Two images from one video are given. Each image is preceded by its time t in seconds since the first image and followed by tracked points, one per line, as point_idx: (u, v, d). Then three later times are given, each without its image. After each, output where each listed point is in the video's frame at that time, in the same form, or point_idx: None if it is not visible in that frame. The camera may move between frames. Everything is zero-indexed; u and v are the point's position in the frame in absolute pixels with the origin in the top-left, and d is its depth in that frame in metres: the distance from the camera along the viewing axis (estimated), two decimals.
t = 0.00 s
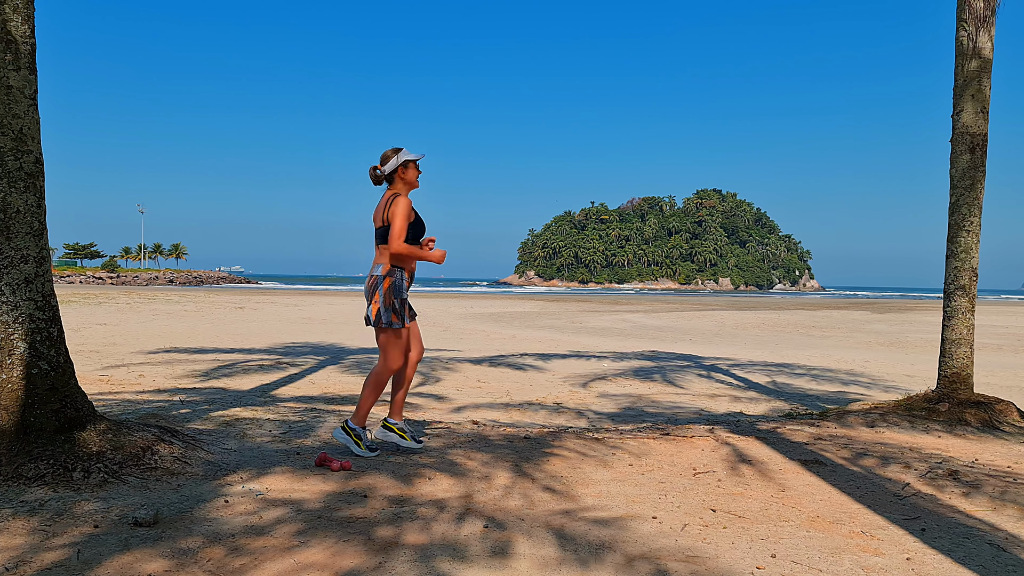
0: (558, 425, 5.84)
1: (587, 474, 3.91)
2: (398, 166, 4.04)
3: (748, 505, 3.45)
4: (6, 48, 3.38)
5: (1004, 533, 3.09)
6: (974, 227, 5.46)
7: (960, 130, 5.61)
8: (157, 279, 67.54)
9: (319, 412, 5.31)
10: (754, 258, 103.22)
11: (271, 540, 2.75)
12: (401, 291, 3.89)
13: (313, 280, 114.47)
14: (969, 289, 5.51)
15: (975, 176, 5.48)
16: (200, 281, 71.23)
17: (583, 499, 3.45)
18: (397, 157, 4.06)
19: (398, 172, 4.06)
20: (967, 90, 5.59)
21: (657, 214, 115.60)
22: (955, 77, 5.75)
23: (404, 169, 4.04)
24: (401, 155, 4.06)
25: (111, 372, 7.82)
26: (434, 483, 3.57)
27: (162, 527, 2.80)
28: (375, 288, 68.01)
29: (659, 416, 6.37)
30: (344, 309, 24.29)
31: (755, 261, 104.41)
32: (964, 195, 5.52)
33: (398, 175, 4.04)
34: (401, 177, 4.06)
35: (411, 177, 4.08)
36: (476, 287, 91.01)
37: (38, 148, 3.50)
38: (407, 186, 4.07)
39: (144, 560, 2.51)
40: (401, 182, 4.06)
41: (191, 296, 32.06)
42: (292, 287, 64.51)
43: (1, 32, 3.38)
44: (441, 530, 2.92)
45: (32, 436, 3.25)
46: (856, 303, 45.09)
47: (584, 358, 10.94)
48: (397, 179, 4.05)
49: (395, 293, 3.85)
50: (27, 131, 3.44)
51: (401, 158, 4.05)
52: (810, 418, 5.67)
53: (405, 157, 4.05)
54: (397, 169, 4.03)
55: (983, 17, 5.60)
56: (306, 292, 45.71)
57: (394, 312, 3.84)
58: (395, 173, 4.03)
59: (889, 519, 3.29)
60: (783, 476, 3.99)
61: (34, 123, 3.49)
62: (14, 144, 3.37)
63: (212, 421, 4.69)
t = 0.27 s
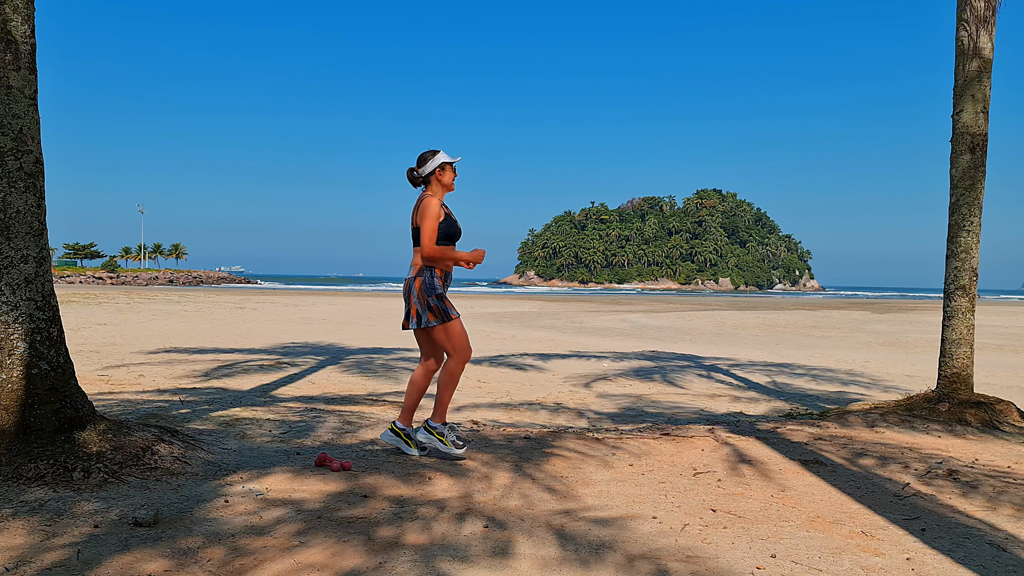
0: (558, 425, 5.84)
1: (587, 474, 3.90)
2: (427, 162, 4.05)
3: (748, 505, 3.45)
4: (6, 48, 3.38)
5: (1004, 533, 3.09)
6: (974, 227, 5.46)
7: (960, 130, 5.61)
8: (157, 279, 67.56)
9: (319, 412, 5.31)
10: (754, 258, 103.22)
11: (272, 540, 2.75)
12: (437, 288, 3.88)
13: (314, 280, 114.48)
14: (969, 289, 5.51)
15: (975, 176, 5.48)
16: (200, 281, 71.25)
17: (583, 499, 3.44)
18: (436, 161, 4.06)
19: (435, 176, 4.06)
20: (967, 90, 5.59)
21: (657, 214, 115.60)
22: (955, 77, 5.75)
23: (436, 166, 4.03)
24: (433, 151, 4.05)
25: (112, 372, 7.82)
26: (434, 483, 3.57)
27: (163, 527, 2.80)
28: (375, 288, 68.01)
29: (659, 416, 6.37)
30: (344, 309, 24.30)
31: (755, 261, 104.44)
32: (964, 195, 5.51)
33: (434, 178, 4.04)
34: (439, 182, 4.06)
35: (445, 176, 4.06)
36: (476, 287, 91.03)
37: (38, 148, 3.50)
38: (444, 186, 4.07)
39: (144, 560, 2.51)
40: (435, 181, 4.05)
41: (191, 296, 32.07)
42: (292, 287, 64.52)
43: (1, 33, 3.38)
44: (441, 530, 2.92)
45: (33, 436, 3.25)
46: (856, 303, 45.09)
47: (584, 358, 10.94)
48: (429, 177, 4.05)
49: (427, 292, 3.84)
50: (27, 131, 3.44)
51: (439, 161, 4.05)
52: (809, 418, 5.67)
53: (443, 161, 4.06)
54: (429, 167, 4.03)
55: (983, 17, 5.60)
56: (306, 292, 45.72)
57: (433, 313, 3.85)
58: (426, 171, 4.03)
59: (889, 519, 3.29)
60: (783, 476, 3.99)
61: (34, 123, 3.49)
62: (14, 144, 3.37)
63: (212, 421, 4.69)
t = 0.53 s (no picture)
0: (558, 425, 5.84)
1: (587, 474, 3.90)
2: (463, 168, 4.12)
3: (748, 505, 3.45)
4: (6, 48, 3.38)
5: (1004, 533, 3.09)
6: (974, 227, 5.46)
7: (960, 131, 5.61)
8: (157, 279, 67.56)
9: (319, 412, 5.31)
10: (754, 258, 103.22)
11: (271, 540, 2.75)
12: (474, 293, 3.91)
13: (314, 280, 114.46)
14: (969, 289, 5.51)
15: (975, 176, 5.48)
16: (200, 281, 71.26)
17: (583, 499, 3.44)
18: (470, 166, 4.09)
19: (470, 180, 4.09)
20: (967, 90, 5.59)
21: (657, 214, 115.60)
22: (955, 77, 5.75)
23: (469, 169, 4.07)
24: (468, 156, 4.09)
25: (112, 372, 7.82)
26: (434, 483, 3.57)
27: (162, 527, 2.80)
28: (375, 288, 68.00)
29: (659, 416, 6.36)
30: (344, 308, 24.29)
31: (756, 261, 104.45)
32: (964, 195, 5.51)
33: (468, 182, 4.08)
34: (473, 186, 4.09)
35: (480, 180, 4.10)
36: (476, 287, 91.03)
37: (38, 148, 3.50)
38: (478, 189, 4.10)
39: (144, 560, 2.50)
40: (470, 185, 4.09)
41: (191, 296, 32.07)
42: (292, 287, 64.52)
43: (2, 33, 3.38)
44: (441, 530, 2.92)
45: (33, 437, 3.25)
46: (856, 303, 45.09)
47: (584, 358, 10.94)
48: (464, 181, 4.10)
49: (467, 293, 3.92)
50: (27, 131, 3.44)
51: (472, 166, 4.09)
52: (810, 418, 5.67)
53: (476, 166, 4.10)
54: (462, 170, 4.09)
55: (984, 16, 5.60)
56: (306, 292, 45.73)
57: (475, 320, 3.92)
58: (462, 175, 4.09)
59: (889, 519, 3.29)
60: (783, 476, 3.99)
61: (34, 123, 3.49)
62: (14, 144, 3.37)
63: (212, 420, 4.69)
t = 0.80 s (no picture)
0: (558, 425, 5.84)
1: (587, 474, 3.91)
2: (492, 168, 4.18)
3: (748, 505, 3.45)
4: (6, 48, 3.38)
5: (1004, 533, 3.09)
6: (974, 227, 5.46)
7: (960, 131, 5.62)
8: (157, 279, 67.56)
9: (319, 412, 5.32)
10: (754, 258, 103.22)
11: (271, 540, 2.75)
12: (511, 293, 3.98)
13: (314, 280, 114.46)
14: (969, 289, 5.52)
15: (975, 176, 5.48)
16: (200, 281, 71.26)
17: (583, 499, 3.44)
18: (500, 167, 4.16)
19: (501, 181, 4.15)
20: (967, 90, 5.60)
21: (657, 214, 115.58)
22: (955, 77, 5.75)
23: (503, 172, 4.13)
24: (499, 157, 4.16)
25: (112, 372, 7.82)
26: (433, 483, 3.57)
27: (162, 527, 2.80)
28: (375, 288, 68.01)
29: (659, 416, 6.36)
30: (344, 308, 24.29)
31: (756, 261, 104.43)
32: (964, 195, 5.52)
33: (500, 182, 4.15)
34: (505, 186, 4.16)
35: (513, 181, 4.16)
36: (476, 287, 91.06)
37: (38, 148, 3.50)
38: (510, 190, 4.17)
39: (143, 560, 2.51)
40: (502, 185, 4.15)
41: (191, 296, 32.07)
42: (292, 287, 64.52)
43: (2, 33, 3.38)
44: (441, 530, 2.92)
45: (33, 437, 3.25)
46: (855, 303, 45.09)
47: (584, 358, 10.94)
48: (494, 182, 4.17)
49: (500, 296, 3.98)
50: (27, 131, 3.44)
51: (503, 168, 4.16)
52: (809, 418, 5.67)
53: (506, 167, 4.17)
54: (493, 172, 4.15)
55: (984, 16, 5.61)
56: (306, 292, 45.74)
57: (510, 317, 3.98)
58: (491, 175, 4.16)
59: (889, 519, 3.29)
60: (783, 476, 3.99)
61: (34, 123, 3.49)
62: (14, 144, 3.37)
63: (212, 421, 4.69)
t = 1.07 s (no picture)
0: (558, 425, 5.84)
1: (587, 474, 3.90)
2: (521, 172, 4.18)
3: (748, 505, 3.45)
4: (6, 48, 3.38)
5: (1004, 533, 3.09)
6: (973, 226, 5.46)
7: (960, 130, 5.61)
8: (157, 279, 67.56)
9: (319, 412, 5.32)
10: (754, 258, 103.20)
11: (271, 540, 2.75)
12: (547, 300, 4.00)
13: (314, 280, 114.49)
14: (969, 288, 5.52)
15: (975, 176, 5.49)
16: (200, 282, 71.26)
17: (583, 499, 3.44)
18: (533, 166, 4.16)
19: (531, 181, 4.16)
20: (967, 90, 5.60)
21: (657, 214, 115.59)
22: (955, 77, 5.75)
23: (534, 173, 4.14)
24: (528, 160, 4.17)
25: (111, 372, 7.82)
26: (433, 483, 3.57)
27: (163, 527, 2.79)
28: (375, 288, 68.02)
29: (659, 416, 6.36)
30: (344, 308, 24.29)
31: (756, 261, 104.43)
32: (964, 194, 5.52)
33: (531, 184, 4.16)
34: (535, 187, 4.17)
35: (542, 183, 4.18)
36: (476, 287, 91.10)
37: (38, 148, 3.50)
38: (540, 193, 4.19)
39: (143, 560, 2.51)
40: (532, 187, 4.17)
41: (192, 296, 32.07)
42: (292, 287, 64.55)
43: (2, 33, 3.38)
44: (441, 530, 2.92)
45: (33, 436, 3.25)
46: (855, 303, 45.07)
47: (584, 358, 10.94)
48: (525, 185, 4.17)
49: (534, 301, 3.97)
50: (27, 131, 3.44)
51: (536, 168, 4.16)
52: (809, 418, 5.66)
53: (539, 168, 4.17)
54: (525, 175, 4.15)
55: (983, 16, 5.61)
56: (306, 292, 45.75)
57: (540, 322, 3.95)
58: (522, 178, 4.14)
59: (889, 519, 3.29)
60: (783, 476, 3.99)
61: (34, 123, 3.49)
62: (14, 144, 3.37)
63: (212, 421, 4.69)
